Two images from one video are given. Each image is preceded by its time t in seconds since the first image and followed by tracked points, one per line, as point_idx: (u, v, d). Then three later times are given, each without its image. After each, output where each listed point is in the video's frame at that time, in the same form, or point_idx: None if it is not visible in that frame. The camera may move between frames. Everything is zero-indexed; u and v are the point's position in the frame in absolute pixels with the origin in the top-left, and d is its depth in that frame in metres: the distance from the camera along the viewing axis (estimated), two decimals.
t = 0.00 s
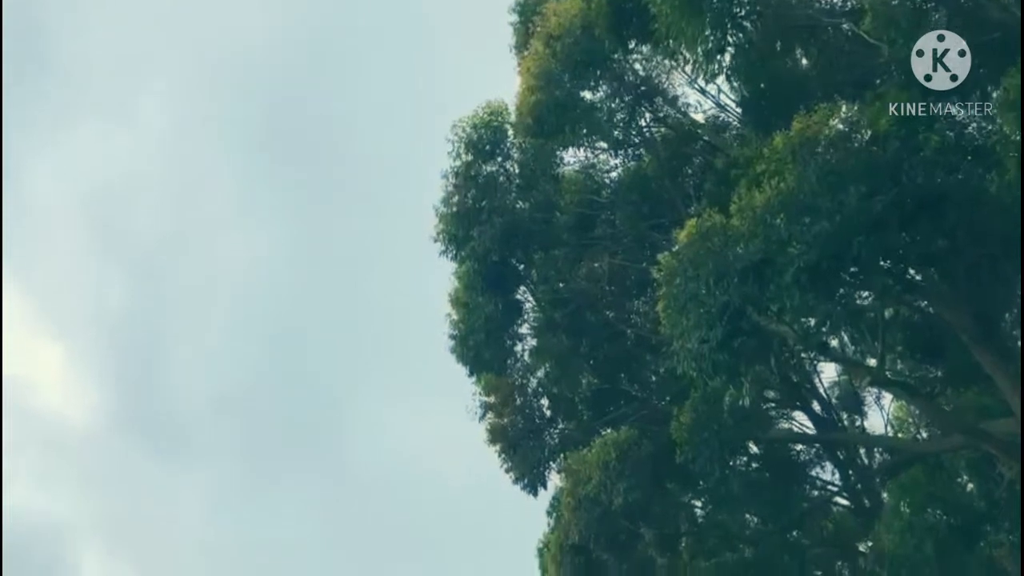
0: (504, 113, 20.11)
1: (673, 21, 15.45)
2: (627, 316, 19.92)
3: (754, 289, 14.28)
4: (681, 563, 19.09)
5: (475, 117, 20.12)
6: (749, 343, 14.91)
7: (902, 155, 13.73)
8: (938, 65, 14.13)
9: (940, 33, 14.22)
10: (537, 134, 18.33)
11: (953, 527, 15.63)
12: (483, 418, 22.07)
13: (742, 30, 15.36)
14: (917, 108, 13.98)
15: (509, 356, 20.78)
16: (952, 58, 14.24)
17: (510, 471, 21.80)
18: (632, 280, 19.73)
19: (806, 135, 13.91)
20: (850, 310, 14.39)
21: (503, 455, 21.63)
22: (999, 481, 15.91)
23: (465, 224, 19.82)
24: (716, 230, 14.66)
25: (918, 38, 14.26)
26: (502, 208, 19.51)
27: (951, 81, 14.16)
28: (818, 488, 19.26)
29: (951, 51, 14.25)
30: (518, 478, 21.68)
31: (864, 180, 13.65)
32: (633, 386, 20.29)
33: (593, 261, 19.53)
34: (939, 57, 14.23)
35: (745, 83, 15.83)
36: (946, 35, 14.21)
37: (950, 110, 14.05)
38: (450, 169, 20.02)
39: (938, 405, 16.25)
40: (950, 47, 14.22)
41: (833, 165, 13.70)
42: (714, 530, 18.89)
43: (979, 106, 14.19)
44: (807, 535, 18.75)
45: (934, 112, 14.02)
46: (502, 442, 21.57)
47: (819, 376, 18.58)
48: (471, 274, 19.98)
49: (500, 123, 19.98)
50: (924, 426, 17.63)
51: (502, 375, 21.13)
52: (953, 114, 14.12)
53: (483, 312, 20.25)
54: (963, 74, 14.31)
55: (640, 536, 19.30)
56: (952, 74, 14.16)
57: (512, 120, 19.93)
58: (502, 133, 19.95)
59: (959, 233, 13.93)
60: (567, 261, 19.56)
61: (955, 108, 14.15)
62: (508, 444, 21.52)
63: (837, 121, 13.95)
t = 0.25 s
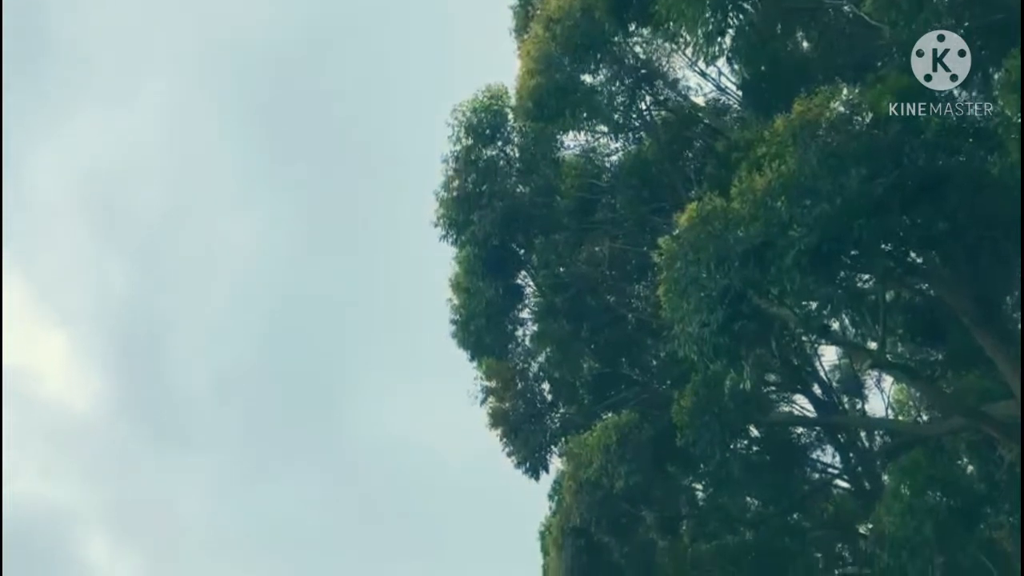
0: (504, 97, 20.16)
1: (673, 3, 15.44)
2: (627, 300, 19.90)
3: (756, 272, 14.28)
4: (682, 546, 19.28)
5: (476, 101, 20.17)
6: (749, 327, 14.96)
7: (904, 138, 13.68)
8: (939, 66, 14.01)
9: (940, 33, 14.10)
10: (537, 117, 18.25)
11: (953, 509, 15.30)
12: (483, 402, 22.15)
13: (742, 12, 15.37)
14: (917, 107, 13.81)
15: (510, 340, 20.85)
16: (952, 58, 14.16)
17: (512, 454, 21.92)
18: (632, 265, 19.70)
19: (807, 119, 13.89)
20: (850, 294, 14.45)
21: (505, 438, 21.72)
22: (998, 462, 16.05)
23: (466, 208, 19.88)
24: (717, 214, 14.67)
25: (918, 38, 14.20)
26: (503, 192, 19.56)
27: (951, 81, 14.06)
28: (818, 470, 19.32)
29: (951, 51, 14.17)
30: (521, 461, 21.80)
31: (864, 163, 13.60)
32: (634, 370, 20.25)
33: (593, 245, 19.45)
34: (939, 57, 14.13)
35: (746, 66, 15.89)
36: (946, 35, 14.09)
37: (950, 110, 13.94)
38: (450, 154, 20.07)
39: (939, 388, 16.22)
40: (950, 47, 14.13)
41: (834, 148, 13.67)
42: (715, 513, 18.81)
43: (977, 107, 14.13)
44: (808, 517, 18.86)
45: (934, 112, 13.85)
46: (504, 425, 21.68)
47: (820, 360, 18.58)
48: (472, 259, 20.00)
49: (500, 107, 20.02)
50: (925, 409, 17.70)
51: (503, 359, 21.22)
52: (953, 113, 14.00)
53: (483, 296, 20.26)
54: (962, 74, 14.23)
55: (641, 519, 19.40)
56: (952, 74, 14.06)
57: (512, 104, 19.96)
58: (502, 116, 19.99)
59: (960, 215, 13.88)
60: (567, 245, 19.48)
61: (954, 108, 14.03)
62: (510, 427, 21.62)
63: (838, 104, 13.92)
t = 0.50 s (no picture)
0: (503, 77, 20.07)
1: None
2: (627, 280, 19.96)
3: (756, 251, 14.26)
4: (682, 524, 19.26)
5: (475, 81, 20.13)
6: (749, 306, 14.99)
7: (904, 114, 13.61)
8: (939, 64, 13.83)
9: (940, 34, 14.22)
10: (536, 96, 18.31)
11: (953, 486, 15.31)
12: (483, 383, 22.18)
13: None
14: (918, 107, 13.60)
15: (510, 321, 20.86)
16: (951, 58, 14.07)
17: (513, 434, 21.99)
18: (632, 245, 19.65)
19: (807, 95, 13.90)
20: (851, 271, 14.45)
21: (506, 419, 21.80)
22: (998, 440, 16.05)
23: (465, 188, 19.83)
24: (717, 192, 14.69)
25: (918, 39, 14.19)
26: (503, 172, 19.54)
27: (951, 81, 13.75)
28: (818, 448, 19.42)
29: (951, 51, 14.15)
30: (522, 441, 21.87)
31: (864, 140, 13.57)
32: (635, 350, 20.26)
33: (594, 225, 19.48)
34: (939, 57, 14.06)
35: (746, 43, 15.95)
36: (946, 36, 14.19)
37: (950, 109, 13.72)
38: (449, 134, 20.04)
39: (938, 365, 16.26)
40: (950, 47, 14.14)
41: (834, 125, 13.67)
42: (716, 491, 18.99)
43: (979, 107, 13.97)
44: (809, 495, 19.11)
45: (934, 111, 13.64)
46: (504, 406, 21.75)
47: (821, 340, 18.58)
48: (471, 240, 19.93)
49: (499, 86, 19.96)
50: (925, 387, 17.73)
51: (503, 340, 21.28)
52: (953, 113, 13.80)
53: (483, 277, 20.26)
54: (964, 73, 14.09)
55: (642, 497, 19.29)
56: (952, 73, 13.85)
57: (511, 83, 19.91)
58: (502, 96, 19.92)
59: (960, 192, 13.88)
60: (567, 226, 19.51)
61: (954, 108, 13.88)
62: (511, 408, 21.70)
63: (838, 81, 13.91)
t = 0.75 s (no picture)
0: (501, 59, 19.99)
1: None
2: (627, 263, 19.98)
3: (755, 233, 14.27)
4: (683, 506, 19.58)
5: (473, 63, 20.06)
6: (748, 288, 15.00)
7: (903, 94, 13.53)
8: (938, 64, 13.50)
9: (939, 33, 13.83)
10: (535, 78, 18.32)
11: (953, 466, 15.32)
12: (483, 368, 22.29)
13: None
14: (918, 108, 13.49)
15: (510, 306, 20.81)
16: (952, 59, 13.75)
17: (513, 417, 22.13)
18: (632, 227, 19.64)
19: (807, 76, 13.85)
20: (851, 253, 14.41)
21: (507, 402, 21.97)
22: (997, 420, 16.14)
23: (464, 171, 19.74)
24: (717, 174, 14.67)
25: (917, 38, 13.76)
26: (502, 155, 19.44)
27: (951, 80, 13.61)
28: (818, 429, 19.45)
29: (951, 50, 13.84)
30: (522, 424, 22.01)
31: (864, 120, 13.51)
32: (635, 332, 20.28)
33: (593, 208, 19.51)
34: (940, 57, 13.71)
35: (745, 23, 15.99)
36: (946, 36, 13.87)
37: (950, 110, 13.64)
38: (447, 117, 19.99)
39: (939, 346, 16.32)
40: (950, 47, 13.83)
41: (834, 105, 13.61)
42: (716, 473, 19.28)
43: (979, 107, 13.76)
44: (808, 476, 19.51)
45: (933, 112, 13.55)
46: (504, 389, 21.90)
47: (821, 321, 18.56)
48: (471, 223, 19.85)
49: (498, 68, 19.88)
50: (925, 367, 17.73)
51: (504, 324, 21.25)
52: (952, 115, 13.68)
53: (483, 261, 20.24)
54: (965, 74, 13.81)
55: (642, 480, 19.21)
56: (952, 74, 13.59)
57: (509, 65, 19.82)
58: (500, 78, 19.84)
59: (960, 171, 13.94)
60: (567, 209, 19.54)
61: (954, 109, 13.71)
62: (511, 391, 21.85)
63: (838, 61, 13.82)
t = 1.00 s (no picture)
0: (500, 41, 20.00)
1: None
2: (627, 246, 20.04)
3: (754, 214, 14.24)
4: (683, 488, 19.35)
5: (471, 45, 20.04)
6: (747, 270, 15.03)
7: (903, 74, 13.53)
8: (939, 64, 13.28)
9: (939, 34, 13.57)
10: (532, 60, 18.59)
11: (952, 447, 15.35)
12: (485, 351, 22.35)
13: None
14: (918, 108, 13.49)
15: (510, 290, 20.76)
16: (951, 58, 13.55)
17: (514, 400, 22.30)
18: (632, 209, 19.86)
19: (806, 56, 13.90)
20: (850, 234, 14.41)
21: (508, 384, 22.15)
22: (997, 400, 16.32)
23: (462, 154, 19.71)
24: (716, 155, 14.72)
25: (917, 38, 13.49)
26: (501, 138, 19.35)
27: (951, 80, 13.44)
28: (818, 411, 19.60)
29: (951, 50, 13.63)
30: (523, 407, 22.17)
31: (863, 100, 13.49)
32: (635, 316, 20.29)
33: (593, 190, 19.54)
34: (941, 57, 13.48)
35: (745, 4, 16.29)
36: (945, 36, 13.62)
37: (950, 109, 13.53)
38: (445, 100, 19.96)
39: (938, 326, 16.42)
40: (950, 47, 13.60)
41: (833, 85, 13.65)
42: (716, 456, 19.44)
43: (979, 107, 13.65)
44: (807, 457, 19.53)
45: (933, 113, 13.51)
46: (505, 372, 22.08)
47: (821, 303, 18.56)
48: (470, 206, 19.85)
49: (496, 50, 19.90)
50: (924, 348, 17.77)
51: (504, 309, 21.15)
52: (953, 114, 13.59)
53: (483, 245, 20.18)
54: (964, 74, 13.66)
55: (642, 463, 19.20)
56: (952, 74, 13.44)
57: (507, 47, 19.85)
58: (498, 60, 19.83)
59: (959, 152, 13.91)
60: (566, 192, 19.47)
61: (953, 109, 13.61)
62: (512, 374, 22.01)
63: (837, 41, 13.83)
